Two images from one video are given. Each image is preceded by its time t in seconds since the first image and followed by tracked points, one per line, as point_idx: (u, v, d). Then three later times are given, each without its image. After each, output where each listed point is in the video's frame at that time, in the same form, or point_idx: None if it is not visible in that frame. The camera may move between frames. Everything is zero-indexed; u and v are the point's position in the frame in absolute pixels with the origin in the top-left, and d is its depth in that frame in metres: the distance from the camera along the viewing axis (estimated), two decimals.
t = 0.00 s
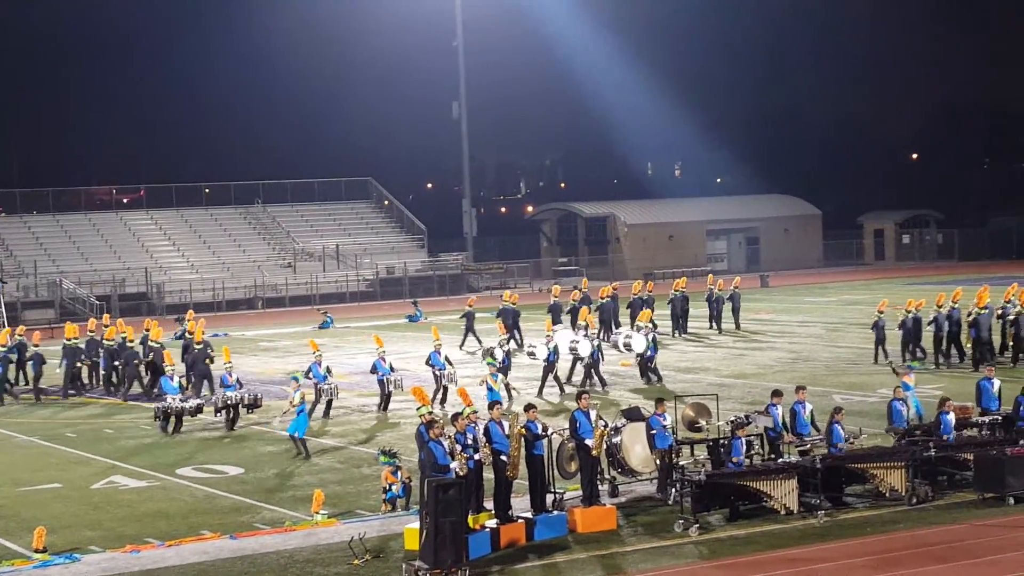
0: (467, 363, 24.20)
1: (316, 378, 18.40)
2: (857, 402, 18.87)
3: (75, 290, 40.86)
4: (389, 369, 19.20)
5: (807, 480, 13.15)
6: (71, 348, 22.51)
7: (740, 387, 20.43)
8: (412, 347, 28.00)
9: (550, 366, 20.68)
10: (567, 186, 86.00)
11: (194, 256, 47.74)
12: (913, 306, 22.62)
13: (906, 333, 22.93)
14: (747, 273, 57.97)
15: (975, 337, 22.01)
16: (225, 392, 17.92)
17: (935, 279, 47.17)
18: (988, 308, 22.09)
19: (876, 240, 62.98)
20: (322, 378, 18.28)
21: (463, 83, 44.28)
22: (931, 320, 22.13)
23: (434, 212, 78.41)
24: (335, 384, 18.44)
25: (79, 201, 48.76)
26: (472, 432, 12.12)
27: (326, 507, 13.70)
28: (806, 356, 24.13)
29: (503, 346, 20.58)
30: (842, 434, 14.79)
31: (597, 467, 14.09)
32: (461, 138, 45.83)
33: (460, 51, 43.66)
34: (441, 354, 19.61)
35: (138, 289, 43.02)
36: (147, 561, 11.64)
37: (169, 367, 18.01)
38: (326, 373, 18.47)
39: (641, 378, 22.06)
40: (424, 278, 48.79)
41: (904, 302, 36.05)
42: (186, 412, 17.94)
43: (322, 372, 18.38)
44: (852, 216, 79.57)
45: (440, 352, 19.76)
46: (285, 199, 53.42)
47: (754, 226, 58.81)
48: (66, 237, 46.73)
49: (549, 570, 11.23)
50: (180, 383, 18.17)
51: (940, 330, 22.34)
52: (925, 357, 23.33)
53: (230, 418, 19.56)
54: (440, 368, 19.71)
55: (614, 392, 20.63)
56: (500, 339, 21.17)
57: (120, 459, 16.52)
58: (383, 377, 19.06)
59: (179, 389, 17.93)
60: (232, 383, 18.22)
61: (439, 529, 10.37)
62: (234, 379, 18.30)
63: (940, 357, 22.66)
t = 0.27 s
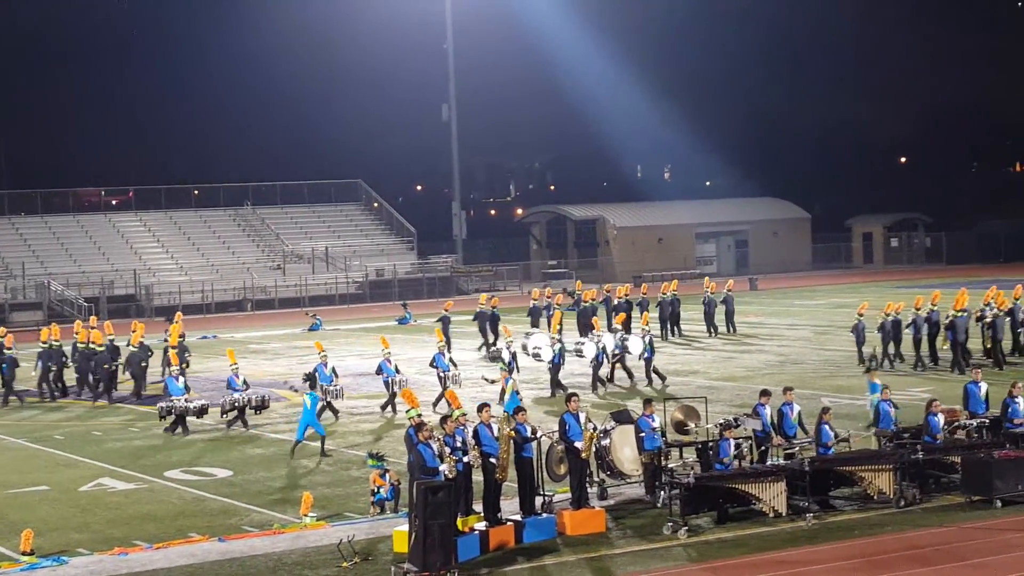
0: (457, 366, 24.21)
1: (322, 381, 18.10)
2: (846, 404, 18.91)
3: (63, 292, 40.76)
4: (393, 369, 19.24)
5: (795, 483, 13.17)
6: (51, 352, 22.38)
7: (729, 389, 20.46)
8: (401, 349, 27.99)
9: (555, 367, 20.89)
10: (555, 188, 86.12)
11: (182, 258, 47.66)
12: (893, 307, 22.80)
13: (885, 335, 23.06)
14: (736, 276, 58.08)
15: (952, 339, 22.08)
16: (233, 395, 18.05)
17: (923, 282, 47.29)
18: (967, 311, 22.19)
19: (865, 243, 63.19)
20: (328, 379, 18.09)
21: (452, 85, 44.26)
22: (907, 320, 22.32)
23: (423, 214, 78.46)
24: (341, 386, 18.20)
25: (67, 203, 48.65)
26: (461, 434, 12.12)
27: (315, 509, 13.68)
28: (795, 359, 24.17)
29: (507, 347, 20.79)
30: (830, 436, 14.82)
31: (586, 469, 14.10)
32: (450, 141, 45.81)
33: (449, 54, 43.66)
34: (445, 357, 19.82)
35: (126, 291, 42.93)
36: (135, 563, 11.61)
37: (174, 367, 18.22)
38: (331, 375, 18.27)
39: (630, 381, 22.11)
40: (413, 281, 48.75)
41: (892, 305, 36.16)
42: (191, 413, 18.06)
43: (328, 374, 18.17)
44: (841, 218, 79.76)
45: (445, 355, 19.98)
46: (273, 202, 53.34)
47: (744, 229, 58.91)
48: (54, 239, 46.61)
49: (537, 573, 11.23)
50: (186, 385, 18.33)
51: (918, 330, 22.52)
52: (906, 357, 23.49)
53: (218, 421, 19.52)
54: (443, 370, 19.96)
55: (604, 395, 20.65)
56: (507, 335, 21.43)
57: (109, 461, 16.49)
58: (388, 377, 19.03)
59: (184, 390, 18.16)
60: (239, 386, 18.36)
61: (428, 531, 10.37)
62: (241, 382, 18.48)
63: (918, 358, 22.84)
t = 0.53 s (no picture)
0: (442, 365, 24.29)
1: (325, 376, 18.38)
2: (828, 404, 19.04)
3: (50, 288, 40.73)
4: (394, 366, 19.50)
5: (778, 482, 13.28)
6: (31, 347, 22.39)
7: (712, 389, 20.59)
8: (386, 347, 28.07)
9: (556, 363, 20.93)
10: (542, 189, 86.28)
11: (169, 255, 47.64)
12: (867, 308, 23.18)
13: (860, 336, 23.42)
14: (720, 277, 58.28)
15: (922, 340, 22.29)
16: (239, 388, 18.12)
17: (906, 284, 47.54)
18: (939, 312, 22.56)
19: (849, 244, 63.53)
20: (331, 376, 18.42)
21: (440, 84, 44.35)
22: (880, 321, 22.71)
23: (410, 212, 78.53)
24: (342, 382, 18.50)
25: (55, 199, 48.57)
26: (446, 432, 12.19)
27: (300, 505, 13.76)
28: (778, 359, 24.32)
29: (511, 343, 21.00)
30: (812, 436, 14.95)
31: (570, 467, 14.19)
32: (437, 140, 45.90)
33: (437, 53, 43.74)
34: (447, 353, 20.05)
35: (114, 288, 42.92)
36: (120, 558, 11.67)
37: (179, 363, 18.29)
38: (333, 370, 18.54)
39: (615, 380, 22.24)
40: (400, 279, 48.81)
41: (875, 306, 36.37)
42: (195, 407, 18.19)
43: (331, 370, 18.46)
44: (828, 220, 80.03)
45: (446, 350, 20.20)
46: (261, 199, 53.34)
47: (729, 230, 59.11)
48: (41, 235, 46.54)
49: (521, 570, 11.32)
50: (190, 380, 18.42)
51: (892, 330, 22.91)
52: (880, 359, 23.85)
53: (204, 417, 19.57)
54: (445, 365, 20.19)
55: (588, 394, 20.78)
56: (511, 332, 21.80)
57: (94, 457, 16.54)
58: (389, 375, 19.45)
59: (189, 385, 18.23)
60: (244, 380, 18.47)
61: (413, 528, 10.44)
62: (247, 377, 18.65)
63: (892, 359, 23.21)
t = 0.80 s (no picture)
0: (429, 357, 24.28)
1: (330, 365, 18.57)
2: (815, 397, 19.11)
3: (37, 279, 40.61)
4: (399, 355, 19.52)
5: (765, 475, 13.32)
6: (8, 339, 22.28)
7: (699, 381, 20.63)
8: (374, 339, 28.03)
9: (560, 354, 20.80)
10: (530, 181, 86.27)
11: (156, 246, 47.52)
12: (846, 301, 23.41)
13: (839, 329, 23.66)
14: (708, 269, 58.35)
15: (898, 332, 22.55)
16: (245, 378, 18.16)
17: (893, 277, 47.65)
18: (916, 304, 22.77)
19: (836, 237, 63.69)
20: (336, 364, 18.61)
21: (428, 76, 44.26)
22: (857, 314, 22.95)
23: (397, 203, 78.47)
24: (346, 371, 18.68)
25: (41, 189, 48.39)
26: (434, 424, 12.20)
27: (288, 497, 13.75)
28: (766, 352, 24.37)
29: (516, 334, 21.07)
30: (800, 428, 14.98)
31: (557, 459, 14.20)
32: (426, 131, 45.80)
33: (425, 44, 43.65)
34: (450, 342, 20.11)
35: (101, 278, 42.81)
36: (107, 549, 11.66)
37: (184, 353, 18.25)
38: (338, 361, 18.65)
39: (601, 372, 22.24)
40: (388, 271, 48.73)
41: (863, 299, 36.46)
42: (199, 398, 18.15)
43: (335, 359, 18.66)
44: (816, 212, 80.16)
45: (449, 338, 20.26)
46: (249, 190, 53.19)
47: (716, 222, 59.16)
48: (28, 225, 46.37)
49: (509, 561, 11.35)
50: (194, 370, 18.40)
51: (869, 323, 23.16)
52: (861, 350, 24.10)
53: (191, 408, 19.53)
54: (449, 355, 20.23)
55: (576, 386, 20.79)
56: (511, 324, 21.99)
57: (82, 448, 16.50)
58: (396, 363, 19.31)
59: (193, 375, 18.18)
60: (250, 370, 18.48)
61: (400, 519, 10.48)
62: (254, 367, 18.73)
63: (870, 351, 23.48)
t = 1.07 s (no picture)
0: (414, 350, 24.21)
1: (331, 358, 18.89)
2: (801, 388, 19.14)
3: (20, 271, 40.38)
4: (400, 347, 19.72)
5: (751, 467, 13.31)
6: None
7: (685, 374, 20.62)
8: (359, 332, 27.96)
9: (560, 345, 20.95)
10: (516, 172, 86.28)
11: (140, 239, 47.29)
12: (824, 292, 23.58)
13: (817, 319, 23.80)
14: (693, 261, 58.40)
15: (874, 322, 22.67)
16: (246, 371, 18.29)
17: (878, 268, 47.70)
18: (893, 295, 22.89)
19: (822, 229, 63.84)
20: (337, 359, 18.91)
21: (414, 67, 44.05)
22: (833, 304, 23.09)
23: (382, 195, 78.34)
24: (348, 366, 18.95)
25: (24, 181, 48.10)
26: (419, 417, 12.15)
27: (273, 490, 13.69)
28: (752, 344, 24.39)
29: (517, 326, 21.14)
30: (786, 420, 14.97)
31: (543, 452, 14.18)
32: (411, 123, 45.63)
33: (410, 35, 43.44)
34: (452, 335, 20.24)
35: (84, 271, 42.60)
36: (91, 543, 11.58)
37: (187, 343, 18.24)
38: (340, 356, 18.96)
39: (587, 364, 22.21)
40: (373, 264, 48.59)
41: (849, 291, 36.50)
42: (200, 390, 18.23)
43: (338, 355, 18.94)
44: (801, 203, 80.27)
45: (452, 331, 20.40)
46: (234, 182, 53.00)
47: (702, 214, 59.18)
48: (10, 218, 46.08)
49: (495, 555, 11.31)
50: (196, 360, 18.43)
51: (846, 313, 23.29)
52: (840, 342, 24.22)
53: (176, 401, 19.43)
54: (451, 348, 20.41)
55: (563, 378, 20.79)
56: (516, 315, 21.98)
57: (65, 441, 16.39)
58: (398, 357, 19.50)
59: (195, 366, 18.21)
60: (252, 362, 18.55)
61: (386, 513, 10.43)
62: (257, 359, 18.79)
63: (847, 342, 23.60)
